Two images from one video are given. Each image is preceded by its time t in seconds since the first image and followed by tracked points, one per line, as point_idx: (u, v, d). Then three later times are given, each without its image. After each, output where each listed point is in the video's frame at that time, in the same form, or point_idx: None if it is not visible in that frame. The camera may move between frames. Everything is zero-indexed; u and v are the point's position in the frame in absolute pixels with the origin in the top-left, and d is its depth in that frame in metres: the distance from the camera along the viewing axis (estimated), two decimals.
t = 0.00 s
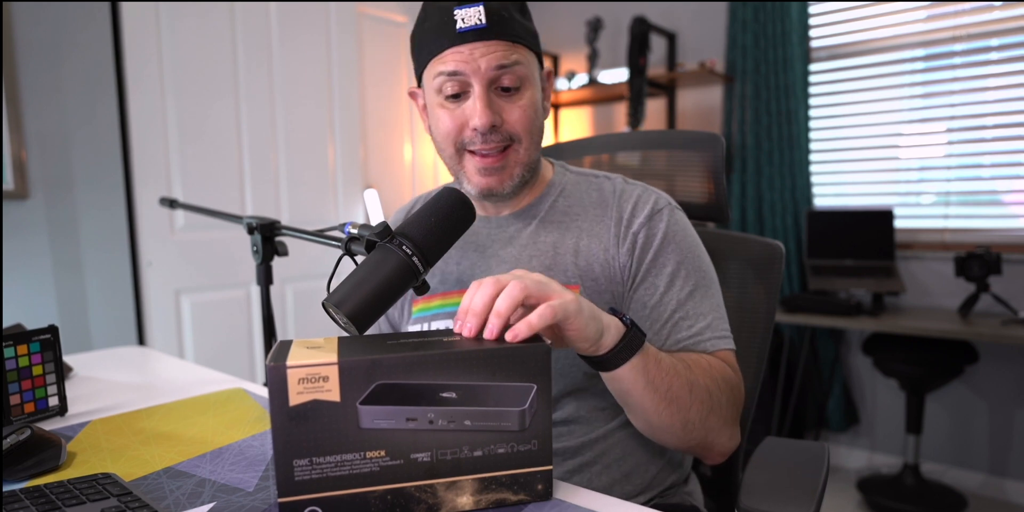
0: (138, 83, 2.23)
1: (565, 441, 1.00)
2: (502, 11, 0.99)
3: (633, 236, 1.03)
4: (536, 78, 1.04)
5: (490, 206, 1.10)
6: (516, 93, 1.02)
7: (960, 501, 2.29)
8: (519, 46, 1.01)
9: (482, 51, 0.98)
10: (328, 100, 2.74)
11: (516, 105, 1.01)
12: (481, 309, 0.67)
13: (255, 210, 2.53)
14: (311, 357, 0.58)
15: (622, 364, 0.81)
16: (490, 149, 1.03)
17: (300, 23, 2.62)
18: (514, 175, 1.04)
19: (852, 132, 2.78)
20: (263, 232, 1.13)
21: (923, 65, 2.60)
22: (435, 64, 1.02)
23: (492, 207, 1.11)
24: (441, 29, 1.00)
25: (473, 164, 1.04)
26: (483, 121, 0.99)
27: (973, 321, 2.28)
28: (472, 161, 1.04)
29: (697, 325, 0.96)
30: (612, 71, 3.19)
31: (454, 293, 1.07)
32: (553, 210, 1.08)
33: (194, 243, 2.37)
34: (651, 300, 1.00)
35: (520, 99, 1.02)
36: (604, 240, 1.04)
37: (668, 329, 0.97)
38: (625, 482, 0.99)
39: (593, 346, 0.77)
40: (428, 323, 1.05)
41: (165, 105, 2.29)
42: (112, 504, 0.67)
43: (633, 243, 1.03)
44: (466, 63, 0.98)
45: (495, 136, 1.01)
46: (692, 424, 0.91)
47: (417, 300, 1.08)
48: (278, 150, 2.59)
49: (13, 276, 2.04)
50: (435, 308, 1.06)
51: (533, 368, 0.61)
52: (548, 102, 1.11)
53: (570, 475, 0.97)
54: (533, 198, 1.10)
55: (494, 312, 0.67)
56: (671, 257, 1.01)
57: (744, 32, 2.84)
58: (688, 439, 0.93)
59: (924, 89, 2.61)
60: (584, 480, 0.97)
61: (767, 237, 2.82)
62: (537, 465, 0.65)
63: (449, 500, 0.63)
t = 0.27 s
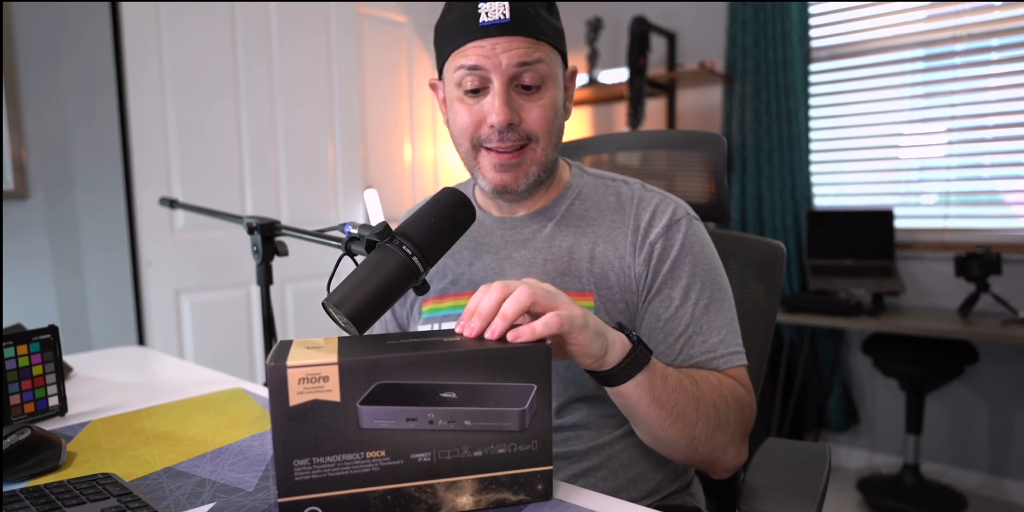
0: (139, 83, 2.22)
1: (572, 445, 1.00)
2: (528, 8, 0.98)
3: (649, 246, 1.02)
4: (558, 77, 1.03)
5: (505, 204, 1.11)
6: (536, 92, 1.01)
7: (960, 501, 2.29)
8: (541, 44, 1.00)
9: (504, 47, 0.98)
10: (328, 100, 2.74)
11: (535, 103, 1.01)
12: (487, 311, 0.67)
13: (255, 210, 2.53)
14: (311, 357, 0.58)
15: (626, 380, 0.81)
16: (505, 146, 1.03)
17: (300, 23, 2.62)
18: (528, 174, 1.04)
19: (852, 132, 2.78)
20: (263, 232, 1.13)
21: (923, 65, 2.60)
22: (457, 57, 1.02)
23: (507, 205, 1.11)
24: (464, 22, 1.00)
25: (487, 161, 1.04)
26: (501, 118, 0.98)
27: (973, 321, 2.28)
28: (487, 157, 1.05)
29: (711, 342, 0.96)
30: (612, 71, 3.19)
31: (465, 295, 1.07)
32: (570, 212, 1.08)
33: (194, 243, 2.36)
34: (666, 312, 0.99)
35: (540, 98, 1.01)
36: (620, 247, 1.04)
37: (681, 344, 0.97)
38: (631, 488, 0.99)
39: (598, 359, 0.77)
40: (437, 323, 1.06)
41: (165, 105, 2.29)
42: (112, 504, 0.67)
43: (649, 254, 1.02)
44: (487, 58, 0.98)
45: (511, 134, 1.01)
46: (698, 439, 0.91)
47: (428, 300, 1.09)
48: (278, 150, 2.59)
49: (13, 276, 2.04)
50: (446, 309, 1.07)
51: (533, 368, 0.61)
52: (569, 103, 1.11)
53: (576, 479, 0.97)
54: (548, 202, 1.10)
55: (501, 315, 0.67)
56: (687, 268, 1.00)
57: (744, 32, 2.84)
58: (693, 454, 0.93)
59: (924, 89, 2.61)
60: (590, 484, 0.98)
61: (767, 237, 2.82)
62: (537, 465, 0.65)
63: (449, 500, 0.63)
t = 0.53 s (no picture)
0: (138, 83, 2.22)
1: (577, 447, 1.01)
2: (534, 7, 0.98)
3: (662, 252, 1.02)
4: (562, 78, 1.03)
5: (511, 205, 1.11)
6: (538, 92, 1.01)
7: (960, 501, 2.29)
8: (545, 44, 1.00)
9: (506, 46, 0.99)
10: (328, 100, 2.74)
11: (536, 104, 1.00)
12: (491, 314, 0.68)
13: (255, 210, 2.53)
14: (312, 357, 0.58)
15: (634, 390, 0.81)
16: (504, 146, 1.01)
17: (300, 23, 2.62)
18: (527, 175, 1.02)
19: (852, 132, 2.78)
20: (263, 232, 1.13)
21: (923, 65, 2.60)
22: (463, 56, 1.03)
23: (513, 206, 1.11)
24: (470, 21, 1.01)
25: (487, 160, 1.03)
26: (500, 116, 0.98)
27: (973, 321, 2.28)
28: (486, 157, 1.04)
29: (721, 350, 0.95)
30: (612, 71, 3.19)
31: (473, 295, 1.07)
32: (584, 213, 1.08)
33: (194, 243, 2.36)
34: (676, 320, 0.98)
35: (541, 98, 1.00)
36: (632, 252, 1.04)
37: (692, 351, 0.96)
38: (634, 491, 0.99)
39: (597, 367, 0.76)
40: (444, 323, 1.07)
41: (165, 105, 2.28)
42: (112, 504, 0.67)
43: (661, 261, 1.02)
44: (489, 57, 0.99)
45: (510, 133, 1.00)
46: (708, 449, 0.90)
47: (438, 298, 1.10)
48: (278, 150, 2.59)
49: (13, 276, 2.04)
50: (453, 309, 1.07)
51: (533, 368, 0.61)
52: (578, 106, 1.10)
53: (580, 479, 0.97)
54: (561, 203, 1.10)
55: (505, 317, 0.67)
56: (700, 275, 0.99)
57: (744, 32, 2.85)
58: (704, 464, 0.92)
59: (924, 89, 2.61)
60: (593, 485, 0.98)
61: (767, 237, 2.82)
62: (537, 465, 0.65)
63: (449, 500, 0.63)
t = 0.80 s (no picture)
0: (138, 83, 2.22)
1: (577, 446, 1.01)
2: (545, 17, 0.98)
3: (669, 256, 1.01)
4: (567, 89, 1.02)
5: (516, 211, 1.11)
6: (539, 102, 1.00)
7: (960, 501, 2.28)
8: (550, 55, 0.99)
9: (510, 55, 0.99)
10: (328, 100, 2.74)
11: (536, 114, 1.00)
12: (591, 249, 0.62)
13: (255, 210, 2.53)
14: (312, 358, 0.58)
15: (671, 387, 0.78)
16: (501, 155, 1.01)
17: (299, 23, 2.62)
18: (522, 184, 1.01)
19: (852, 132, 2.78)
20: (263, 232, 1.13)
21: (923, 65, 2.60)
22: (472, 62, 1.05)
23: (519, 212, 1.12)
24: (481, 29, 1.02)
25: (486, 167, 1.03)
26: (497, 125, 0.98)
27: (973, 321, 2.28)
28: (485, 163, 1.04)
29: (730, 349, 0.94)
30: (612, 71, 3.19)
31: (479, 296, 1.07)
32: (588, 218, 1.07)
33: (194, 243, 2.36)
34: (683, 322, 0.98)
35: (541, 109, 1.00)
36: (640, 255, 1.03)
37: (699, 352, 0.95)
38: (633, 491, 0.99)
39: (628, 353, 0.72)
40: (450, 322, 1.07)
41: (165, 105, 2.28)
42: (112, 504, 0.67)
43: (669, 264, 1.01)
44: (493, 64, 1.00)
45: (507, 142, 1.00)
46: (730, 452, 0.89)
47: (443, 297, 1.10)
48: (278, 150, 2.59)
49: (13, 276, 2.04)
50: (458, 309, 1.07)
51: (533, 368, 0.61)
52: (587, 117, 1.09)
53: (578, 478, 0.98)
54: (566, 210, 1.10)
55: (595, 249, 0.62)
56: (707, 279, 0.99)
57: (744, 32, 2.85)
58: (721, 467, 0.91)
59: (924, 89, 2.61)
60: (592, 484, 0.98)
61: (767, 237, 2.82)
62: (537, 465, 0.65)
63: (449, 500, 0.63)
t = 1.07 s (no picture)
0: (139, 83, 2.22)
1: (582, 447, 1.01)
2: (548, 21, 0.97)
3: (683, 258, 1.02)
4: (573, 92, 1.01)
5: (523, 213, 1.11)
6: (543, 106, 0.99)
7: (960, 501, 2.28)
8: (554, 59, 0.98)
9: (514, 59, 0.98)
10: (328, 100, 2.74)
11: (541, 119, 0.99)
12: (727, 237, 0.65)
13: (255, 210, 2.53)
14: (312, 358, 0.58)
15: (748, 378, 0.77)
16: (507, 159, 1.01)
17: (299, 23, 2.62)
18: (527, 189, 1.02)
19: (852, 132, 2.78)
20: (263, 232, 1.13)
21: (923, 65, 2.60)
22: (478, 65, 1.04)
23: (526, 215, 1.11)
24: (486, 30, 1.01)
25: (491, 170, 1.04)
26: (501, 130, 0.98)
27: (973, 321, 2.28)
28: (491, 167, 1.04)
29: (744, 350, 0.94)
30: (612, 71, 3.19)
31: (488, 299, 1.07)
32: (601, 221, 1.08)
33: (194, 243, 2.36)
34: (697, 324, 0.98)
35: (545, 113, 0.99)
36: (652, 257, 1.03)
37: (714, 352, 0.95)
38: (638, 492, 0.99)
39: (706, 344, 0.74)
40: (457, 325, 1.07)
41: (165, 105, 2.28)
42: (112, 503, 0.67)
43: (682, 266, 1.02)
44: (497, 68, 0.99)
45: (512, 147, 0.99)
46: (780, 448, 0.88)
47: (450, 299, 1.10)
48: (278, 150, 2.59)
49: (13, 276, 2.04)
50: (467, 312, 1.07)
51: (534, 368, 0.61)
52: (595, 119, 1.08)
53: (584, 479, 0.98)
54: (576, 211, 1.09)
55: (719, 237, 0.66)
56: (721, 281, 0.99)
57: (744, 32, 2.85)
58: (768, 466, 0.89)
59: (924, 89, 2.61)
60: (597, 485, 0.98)
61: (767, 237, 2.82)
62: (537, 465, 0.65)
63: (449, 500, 0.63)
